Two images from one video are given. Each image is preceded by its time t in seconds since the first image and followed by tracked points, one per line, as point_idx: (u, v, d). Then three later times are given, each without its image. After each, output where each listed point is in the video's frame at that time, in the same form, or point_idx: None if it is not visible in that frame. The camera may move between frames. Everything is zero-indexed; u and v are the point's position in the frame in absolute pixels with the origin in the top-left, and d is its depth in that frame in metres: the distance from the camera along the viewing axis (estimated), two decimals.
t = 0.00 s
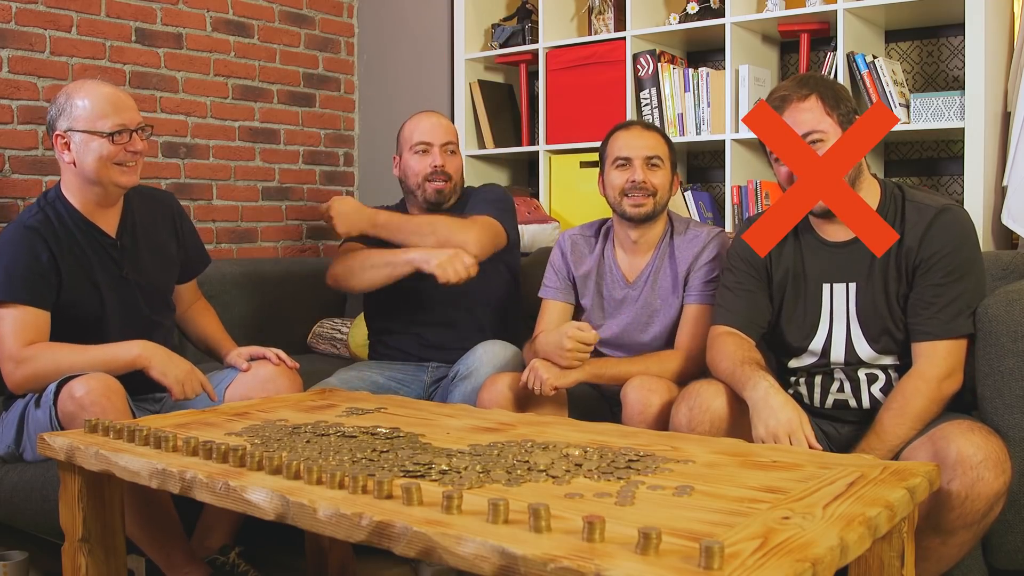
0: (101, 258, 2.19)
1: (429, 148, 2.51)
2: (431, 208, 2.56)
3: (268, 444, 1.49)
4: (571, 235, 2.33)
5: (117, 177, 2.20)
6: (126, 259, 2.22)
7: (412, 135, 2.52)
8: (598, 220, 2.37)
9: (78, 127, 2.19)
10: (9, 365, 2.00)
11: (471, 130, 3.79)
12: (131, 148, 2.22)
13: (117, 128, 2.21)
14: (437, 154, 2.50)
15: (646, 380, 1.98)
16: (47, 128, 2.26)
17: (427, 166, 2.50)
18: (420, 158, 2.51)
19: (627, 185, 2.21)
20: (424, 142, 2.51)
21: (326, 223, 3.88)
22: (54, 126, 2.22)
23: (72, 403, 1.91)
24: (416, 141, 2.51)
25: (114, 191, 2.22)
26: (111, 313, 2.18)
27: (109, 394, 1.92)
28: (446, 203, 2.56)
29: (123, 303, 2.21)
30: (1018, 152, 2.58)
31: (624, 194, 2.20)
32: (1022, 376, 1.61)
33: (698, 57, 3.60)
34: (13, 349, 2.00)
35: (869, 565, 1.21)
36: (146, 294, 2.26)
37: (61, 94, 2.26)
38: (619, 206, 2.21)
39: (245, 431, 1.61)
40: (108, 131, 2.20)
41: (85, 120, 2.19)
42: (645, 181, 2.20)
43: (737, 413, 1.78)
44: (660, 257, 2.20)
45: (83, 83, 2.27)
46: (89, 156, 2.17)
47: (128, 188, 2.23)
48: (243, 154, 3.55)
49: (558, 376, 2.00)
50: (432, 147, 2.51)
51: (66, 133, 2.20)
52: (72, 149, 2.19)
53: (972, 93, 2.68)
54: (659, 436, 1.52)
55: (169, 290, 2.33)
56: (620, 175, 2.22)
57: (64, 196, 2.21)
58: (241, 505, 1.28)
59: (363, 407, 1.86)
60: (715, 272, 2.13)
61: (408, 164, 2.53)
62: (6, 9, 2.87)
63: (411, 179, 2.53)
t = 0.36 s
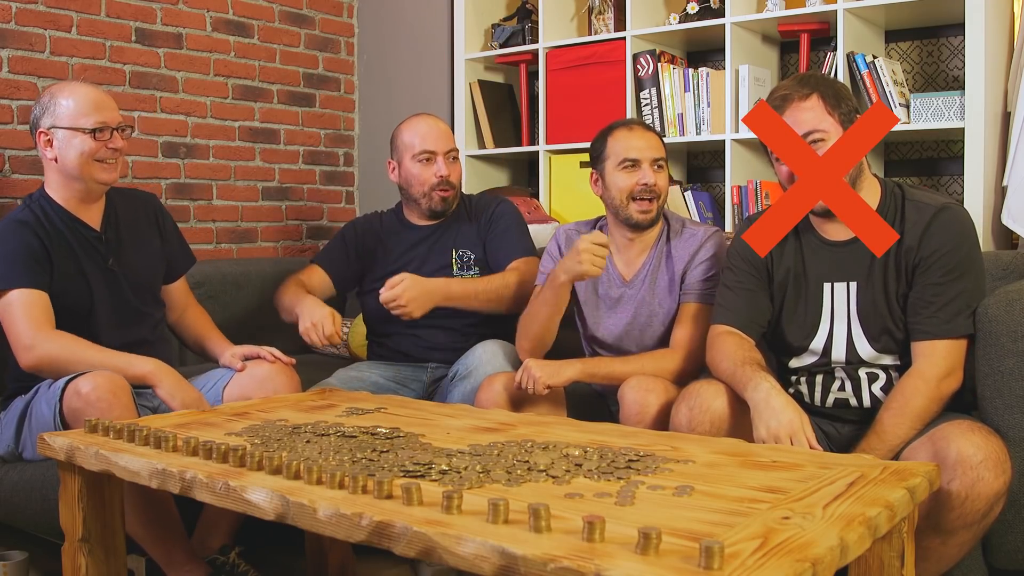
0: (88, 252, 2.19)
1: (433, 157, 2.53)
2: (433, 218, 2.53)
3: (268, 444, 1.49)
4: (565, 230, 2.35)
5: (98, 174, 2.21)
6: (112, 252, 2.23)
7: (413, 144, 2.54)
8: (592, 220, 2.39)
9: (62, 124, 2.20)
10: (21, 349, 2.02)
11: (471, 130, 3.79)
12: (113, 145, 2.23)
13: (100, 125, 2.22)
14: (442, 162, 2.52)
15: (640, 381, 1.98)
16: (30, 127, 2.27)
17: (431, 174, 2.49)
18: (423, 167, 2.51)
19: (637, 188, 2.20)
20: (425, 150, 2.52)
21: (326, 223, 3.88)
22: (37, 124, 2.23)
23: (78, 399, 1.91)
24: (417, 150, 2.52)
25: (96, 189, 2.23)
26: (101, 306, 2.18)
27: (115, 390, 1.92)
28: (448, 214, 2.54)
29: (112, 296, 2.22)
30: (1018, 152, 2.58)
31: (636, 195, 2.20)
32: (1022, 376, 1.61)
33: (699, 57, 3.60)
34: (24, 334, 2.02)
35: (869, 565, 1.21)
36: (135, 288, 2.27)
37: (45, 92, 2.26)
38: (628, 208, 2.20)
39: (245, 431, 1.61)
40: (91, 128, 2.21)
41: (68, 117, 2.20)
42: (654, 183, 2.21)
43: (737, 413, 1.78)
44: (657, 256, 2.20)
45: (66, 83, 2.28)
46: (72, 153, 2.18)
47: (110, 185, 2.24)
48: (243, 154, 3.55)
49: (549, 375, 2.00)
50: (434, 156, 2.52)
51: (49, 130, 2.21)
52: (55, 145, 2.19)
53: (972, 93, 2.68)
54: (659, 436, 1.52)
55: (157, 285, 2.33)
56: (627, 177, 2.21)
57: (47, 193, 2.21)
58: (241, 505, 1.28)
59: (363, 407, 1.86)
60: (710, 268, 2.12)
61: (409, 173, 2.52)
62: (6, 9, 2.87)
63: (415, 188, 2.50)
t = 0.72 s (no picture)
0: (86, 253, 2.20)
1: (436, 163, 2.52)
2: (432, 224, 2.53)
3: (268, 444, 1.49)
4: (563, 238, 2.35)
5: (97, 178, 2.22)
6: (109, 253, 2.24)
7: (416, 149, 2.53)
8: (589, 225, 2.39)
9: (65, 127, 2.21)
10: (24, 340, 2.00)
11: (471, 130, 3.79)
12: (114, 149, 2.24)
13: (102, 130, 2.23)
14: (445, 168, 2.51)
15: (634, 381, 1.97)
16: (33, 129, 2.28)
17: (434, 180, 2.49)
18: (426, 172, 2.50)
19: (638, 195, 2.20)
20: (428, 156, 2.51)
21: (326, 223, 3.89)
22: (40, 127, 2.24)
23: (85, 383, 1.91)
24: (420, 154, 2.52)
25: (95, 192, 2.24)
26: (100, 305, 2.18)
27: (124, 376, 1.91)
28: (447, 219, 2.54)
29: (112, 296, 2.22)
30: (1018, 152, 2.58)
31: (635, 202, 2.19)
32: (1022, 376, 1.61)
33: (698, 57, 3.60)
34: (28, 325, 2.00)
35: (868, 565, 1.21)
36: (133, 288, 2.27)
37: (48, 96, 2.27)
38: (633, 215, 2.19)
39: (245, 431, 1.61)
40: (93, 131, 2.22)
41: (70, 120, 2.21)
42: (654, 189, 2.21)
43: (737, 413, 1.78)
44: (655, 260, 2.20)
45: (69, 88, 2.29)
46: (72, 155, 2.18)
47: (108, 189, 2.24)
48: (243, 154, 3.55)
49: (563, 368, 2.00)
50: (437, 161, 2.52)
51: (52, 132, 2.21)
52: (57, 147, 2.20)
53: (972, 93, 2.68)
54: (659, 436, 1.52)
55: (155, 287, 2.34)
56: (627, 184, 2.21)
57: (47, 195, 2.22)
58: (241, 505, 1.28)
59: (363, 407, 1.86)
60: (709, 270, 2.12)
61: (410, 177, 2.51)
62: (6, 9, 2.87)
63: (415, 193, 2.49)
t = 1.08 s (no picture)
0: (91, 256, 2.20)
1: (441, 164, 2.52)
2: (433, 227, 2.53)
3: (268, 444, 1.49)
4: (557, 233, 2.31)
5: (105, 182, 2.21)
6: (114, 257, 2.24)
7: (419, 150, 2.52)
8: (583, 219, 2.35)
9: (73, 129, 2.20)
10: (25, 351, 2.01)
11: (471, 130, 3.79)
12: (122, 153, 2.23)
13: (111, 133, 2.22)
14: (451, 170, 2.52)
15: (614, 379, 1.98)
16: (42, 129, 2.27)
17: (439, 182, 2.49)
18: (430, 174, 2.49)
19: (616, 202, 2.14)
20: (433, 157, 2.51)
21: (326, 223, 3.89)
22: (49, 127, 2.23)
23: (84, 390, 1.91)
24: (425, 156, 2.51)
25: (103, 195, 2.23)
26: (101, 310, 2.19)
27: (123, 381, 1.91)
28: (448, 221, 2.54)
29: (113, 301, 2.22)
30: (1018, 152, 2.58)
31: (612, 210, 2.14)
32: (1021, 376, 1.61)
33: (699, 57, 3.60)
34: (28, 336, 2.01)
35: (868, 565, 1.21)
36: (136, 291, 2.28)
37: (58, 95, 2.26)
38: (611, 222, 2.15)
39: (245, 431, 1.61)
40: (102, 135, 2.21)
41: (79, 122, 2.20)
42: (633, 196, 2.14)
43: (737, 413, 1.78)
44: (648, 258, 2.18)
45: (80, 87, 2.27)
46: (80, 158, 2.18)
47: (116, 192, 2.24)
48: (243, 154, 3.55)
49: (554, 368, 2.02)
50: (442, 163, 2.52)
51: (60, 134, 2.21)
52: (65, 149, 2.20)
53: (972, 93, 2.68)
54: (659, 436, 1.52)
55: (159, 290, 2.34)
56: (606, 191, 2.16)
57: (55, 195, 2.22)
58: (241, 505, 1.28)
59: (363, 407, 1.86)
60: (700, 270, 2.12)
61: (414, 179, 2.50)
62: (6, 9, 2.87)
63: (420, 195, 2.48)
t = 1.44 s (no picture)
0: (91, 256, 2.20)
1: (437, 170, 2.49)
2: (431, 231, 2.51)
3: (268, 444, 1.49)
4: (547, 235, 2.33)
5: (111, 185, 2.21)
6: (116, 259, 2.24)
7: (415, 155, 2.50)
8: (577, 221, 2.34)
9: (80, 130, 2.19)
10: (13, 351, 2.03)
11: (471, 130, 3.79)
12: (129, 157, 2.21)
13: (117, 136, 2.20)
14: (447, 177, 2.49)
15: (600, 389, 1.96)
16: (51, 127, 2.27)
17: (435, 189, 2.46)
18: (426, 180, 2.47)
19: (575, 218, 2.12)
20: (429, 163, 2.48)
21: (326, 223, 3.89)
22: (57, 126, 2.23)
23: (76, 393, 1.90)
24: (420, 163, 2.49)
25: (109, 199, 2.23)
26: (99, 312, 2.19)
27: (114, 383, 1.92)
28: (444, 229, 2.53)
29: (111, 302, 2.22)
30: (1018, 152, 2.58)
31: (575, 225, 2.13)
32: (1021, 376, 1.61)
33: (699, 57, 3.60)
34: (16, 335, 2.03)
35: (868, 565, 1.21)
36: (138, 294, 2.28)
37: (66, 94, 2.25)
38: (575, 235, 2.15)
39: (245, 431, 1.61)
40: (108, 138, 2.19)
41: (86, 124, 2.19)
42: (590, 212, 2.10)
43: (737, 413, 1.78)
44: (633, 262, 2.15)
45: (89, 86, 2.26)
46: (86, 161, 2.17)
47: (123, 196, 2.23)
48: (243, 154, 3.55)
49: (526, 379, 1.94)
50: (438, 168, 2.49)
51: (67, 134, 2.20)
52: (71, 150, 2.19)
53: (972, 93, 2.68)
54: (659, 436, 1.52)
55: (160, 292, 2.33)
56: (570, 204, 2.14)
57: (62, 195, 2.23)
58: (241, 505, 1.28)
59: (363, 407, 1.86)
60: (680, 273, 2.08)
61: (409, 186, 2.47)
62: (6, 9, 2.87)
63: (415, 202, 2.46)
